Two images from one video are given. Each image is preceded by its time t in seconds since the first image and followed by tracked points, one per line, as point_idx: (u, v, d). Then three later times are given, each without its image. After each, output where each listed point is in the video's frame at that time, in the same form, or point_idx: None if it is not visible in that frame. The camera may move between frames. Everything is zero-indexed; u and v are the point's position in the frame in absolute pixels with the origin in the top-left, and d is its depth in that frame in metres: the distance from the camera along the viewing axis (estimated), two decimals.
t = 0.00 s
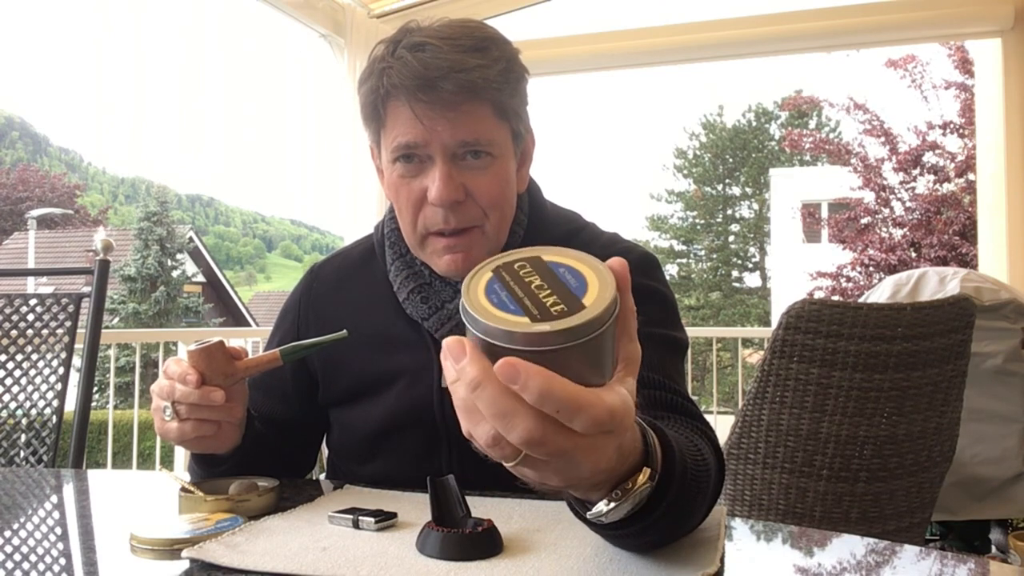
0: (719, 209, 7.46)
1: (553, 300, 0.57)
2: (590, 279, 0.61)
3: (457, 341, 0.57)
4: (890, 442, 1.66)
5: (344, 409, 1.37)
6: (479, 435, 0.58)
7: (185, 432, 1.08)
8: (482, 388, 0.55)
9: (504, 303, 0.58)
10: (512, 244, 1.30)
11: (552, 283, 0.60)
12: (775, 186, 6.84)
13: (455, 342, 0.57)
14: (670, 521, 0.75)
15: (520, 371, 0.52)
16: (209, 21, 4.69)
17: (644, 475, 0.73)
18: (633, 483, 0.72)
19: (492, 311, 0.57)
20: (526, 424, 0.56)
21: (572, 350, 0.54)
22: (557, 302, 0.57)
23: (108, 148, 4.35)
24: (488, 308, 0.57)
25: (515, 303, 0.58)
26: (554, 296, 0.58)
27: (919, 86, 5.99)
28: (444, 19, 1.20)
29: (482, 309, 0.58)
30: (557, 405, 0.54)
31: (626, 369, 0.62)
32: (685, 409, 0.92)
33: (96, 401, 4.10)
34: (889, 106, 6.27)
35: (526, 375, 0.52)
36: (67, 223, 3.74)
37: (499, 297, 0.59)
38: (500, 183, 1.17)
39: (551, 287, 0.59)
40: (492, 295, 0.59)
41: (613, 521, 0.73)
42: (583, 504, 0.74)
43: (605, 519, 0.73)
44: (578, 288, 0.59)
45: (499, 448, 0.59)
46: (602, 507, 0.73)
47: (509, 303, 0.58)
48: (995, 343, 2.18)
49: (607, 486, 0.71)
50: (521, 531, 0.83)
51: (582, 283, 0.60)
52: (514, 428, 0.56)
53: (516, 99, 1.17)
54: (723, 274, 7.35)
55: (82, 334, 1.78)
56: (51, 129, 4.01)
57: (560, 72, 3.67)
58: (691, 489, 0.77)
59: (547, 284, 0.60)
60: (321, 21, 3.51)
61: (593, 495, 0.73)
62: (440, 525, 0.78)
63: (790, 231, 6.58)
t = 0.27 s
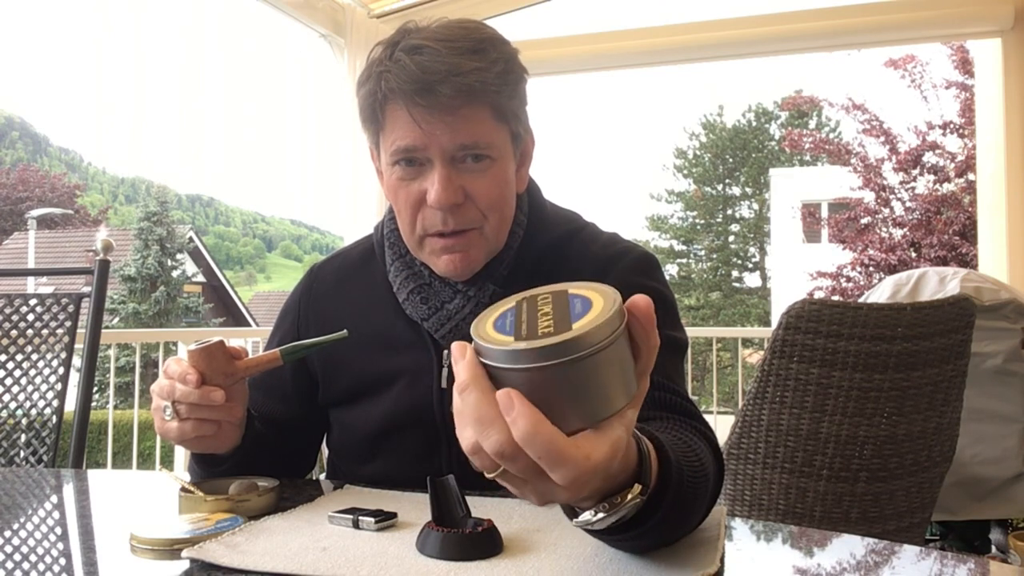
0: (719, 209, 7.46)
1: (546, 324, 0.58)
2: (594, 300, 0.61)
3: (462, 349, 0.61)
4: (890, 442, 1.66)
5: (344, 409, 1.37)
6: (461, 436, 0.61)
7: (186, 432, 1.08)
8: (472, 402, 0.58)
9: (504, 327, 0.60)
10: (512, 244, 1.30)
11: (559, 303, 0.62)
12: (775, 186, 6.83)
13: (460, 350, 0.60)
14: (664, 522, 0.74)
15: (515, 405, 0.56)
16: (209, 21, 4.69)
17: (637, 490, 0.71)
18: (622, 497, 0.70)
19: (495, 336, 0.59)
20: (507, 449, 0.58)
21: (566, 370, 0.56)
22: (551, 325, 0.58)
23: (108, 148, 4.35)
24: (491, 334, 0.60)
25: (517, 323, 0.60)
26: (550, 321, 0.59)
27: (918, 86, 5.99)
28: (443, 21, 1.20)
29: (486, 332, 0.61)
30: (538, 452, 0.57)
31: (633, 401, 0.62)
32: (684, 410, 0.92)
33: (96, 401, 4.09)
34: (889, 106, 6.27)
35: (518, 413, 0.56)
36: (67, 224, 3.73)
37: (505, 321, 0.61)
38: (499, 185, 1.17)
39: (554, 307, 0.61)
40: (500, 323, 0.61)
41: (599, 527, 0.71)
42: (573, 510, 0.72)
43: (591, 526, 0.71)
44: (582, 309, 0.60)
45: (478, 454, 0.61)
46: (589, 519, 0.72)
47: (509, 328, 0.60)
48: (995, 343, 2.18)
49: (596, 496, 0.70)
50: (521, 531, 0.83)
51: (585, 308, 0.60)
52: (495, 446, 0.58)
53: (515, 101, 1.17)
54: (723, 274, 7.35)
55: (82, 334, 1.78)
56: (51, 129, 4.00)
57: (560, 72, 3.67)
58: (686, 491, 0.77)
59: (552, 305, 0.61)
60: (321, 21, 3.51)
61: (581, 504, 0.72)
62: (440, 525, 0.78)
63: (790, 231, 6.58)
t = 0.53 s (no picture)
0: (719, 209, 7.46)
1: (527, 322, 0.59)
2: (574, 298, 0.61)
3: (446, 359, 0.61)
4: (890, 442, 1.66)
5: (344, 409, 1.37)
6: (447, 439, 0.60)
7: (186, 432, 1.08)
8: (456, 407, 0.58)
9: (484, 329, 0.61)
10: (511, 245, 1.30)
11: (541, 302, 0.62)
12: (775, 186, 6.81)
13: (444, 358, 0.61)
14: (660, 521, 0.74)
15: (496, 388, 0.56)
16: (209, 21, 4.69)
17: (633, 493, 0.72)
18: (619, 501, 0.71)
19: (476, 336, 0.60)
20: (491, 454, 0.58)
21: (541, 360, 0.56)
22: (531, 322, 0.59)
23: (108, 148, 4.34)
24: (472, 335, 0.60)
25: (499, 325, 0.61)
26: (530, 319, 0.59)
27: (918, 86, 5.99)
28: (442, 21, 1.20)
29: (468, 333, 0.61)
30: (520, 431, 0.56)
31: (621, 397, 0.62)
32: (684, 410, 0.92)
33: (96, 400, 4.09)
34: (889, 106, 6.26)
35: (499, 395, 0.56)
36: (67, 224, 3.73)
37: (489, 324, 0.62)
38: (499, 185, 1.17)
39: (536, 306, 0.61)
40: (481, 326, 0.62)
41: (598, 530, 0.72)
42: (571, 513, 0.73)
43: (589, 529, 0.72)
44: (560, 305, 0.60)
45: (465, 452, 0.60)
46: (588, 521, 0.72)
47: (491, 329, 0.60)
48: (995, 343, 2.18)
49: (592, 500, 0.70)
50: (521, 531, 0.83)
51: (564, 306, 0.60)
52: (479, 452, 0.59)
53: (515, 101, 1.17)
54: (723, 274, 7.35)
55: (82, 334, 1.78)
56: (51, 129, 4.00)
57: (560, 72, 3.67)
58: (684, 491, 0.77)
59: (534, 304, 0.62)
60: (321, 21, 3.51)
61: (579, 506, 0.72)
62: (440, 525, 0.78)
63: (790, 231, 6.57)
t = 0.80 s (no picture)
0: (719, 209, 7.46)
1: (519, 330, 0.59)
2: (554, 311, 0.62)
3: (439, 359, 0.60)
4: (890, 442, 1.65)
5: (344, 409, 1.37)
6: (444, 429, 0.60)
7: (186, 432, 1.08)
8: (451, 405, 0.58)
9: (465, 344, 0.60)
10: (512, 246, 1.30)
11: (521, 316, 0.62)
12: (775, 185, 6.81)
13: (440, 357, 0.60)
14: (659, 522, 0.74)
15: (499, 406, 0.55)
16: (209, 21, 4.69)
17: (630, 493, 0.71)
18: (614, 501, 0.70)
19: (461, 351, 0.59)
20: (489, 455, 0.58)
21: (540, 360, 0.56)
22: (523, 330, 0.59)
23: (108, 148, 4.34)
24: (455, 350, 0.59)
25: (482, 338, 0.60)
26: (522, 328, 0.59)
27: (917, 86, 5.99)
28: (442, 21, 1.20)
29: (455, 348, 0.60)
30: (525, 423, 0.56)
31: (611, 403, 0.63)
32: (684, 410, 0.92)
33: (96, 400, 4.09)
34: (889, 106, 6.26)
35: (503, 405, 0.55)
36: (67, 224, 3.73)
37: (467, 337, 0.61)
38: (499, 186, 1.17)
39: (517, 320, 0.61)
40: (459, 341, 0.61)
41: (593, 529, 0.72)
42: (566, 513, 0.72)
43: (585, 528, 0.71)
44: (545, 319, 0.60)
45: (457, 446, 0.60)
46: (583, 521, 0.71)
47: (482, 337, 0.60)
48: (995, 343, 2.18)
49: (588, 500, 0.70)
50: (521, 531, 0.83)
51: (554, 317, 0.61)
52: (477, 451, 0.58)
53: (515, 101, 1.17)
54: (723, 274, 7.35)
55: (82, 334, 1.78)
56: (51, 129, 4.00)
57: (560, 72, 3.67)
58: (684, 492, 0.77)
59: (514, 318, 0.62)
60: (321, 21, 3.51)
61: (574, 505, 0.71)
62: (440, 525, 0.78)
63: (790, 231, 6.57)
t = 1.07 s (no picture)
0: (719, 209, 7.46)
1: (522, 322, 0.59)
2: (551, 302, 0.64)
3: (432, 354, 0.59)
4: (890, 442, 1.65)
5: (344, 409, 1.37)
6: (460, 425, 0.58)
7: (186, 432, 1.08)
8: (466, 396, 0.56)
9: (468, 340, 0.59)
10: (512, 245, 1.30)
11: (518, 311, 0.63)
12: (775, 186, 6.81)
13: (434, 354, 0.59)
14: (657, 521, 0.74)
15: (528, 383, 0.55)
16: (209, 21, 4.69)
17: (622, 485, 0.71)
18: (609, 493, 0.70)
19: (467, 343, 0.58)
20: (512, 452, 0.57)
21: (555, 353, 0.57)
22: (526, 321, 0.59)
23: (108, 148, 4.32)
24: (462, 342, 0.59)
25: (485, 331, 0.60)
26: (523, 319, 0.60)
27: (916, 86, 5.98)
28: (442, 21, 1.20)
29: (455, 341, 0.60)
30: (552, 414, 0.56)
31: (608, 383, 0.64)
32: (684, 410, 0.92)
33: (96, 400, 4.08)
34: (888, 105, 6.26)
35: (529, 390, 0.55)
36: (67, 224, 3.72)
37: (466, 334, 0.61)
38: (498, 186, 1.17)
39: (516, 315, 0.62)
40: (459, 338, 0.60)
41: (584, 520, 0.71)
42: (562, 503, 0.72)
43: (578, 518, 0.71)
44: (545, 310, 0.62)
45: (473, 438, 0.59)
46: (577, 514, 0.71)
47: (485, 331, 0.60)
48: (995, 343, 2.18)
49: (582, 491, 0.70)
50: (521, 531, 0.83)
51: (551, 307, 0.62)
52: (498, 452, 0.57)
53: (515, 102, 1.17)
54: (723, 274, 7.34)
55: (82, 334, 1.78)
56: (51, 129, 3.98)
57: (560, 72, 3.67)
58: (683, 492, 0.77)
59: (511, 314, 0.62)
60: (321, 21, 3.51)
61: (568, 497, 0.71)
62: (440, 525, 0.78)
63: (790, 231, 6.57)
